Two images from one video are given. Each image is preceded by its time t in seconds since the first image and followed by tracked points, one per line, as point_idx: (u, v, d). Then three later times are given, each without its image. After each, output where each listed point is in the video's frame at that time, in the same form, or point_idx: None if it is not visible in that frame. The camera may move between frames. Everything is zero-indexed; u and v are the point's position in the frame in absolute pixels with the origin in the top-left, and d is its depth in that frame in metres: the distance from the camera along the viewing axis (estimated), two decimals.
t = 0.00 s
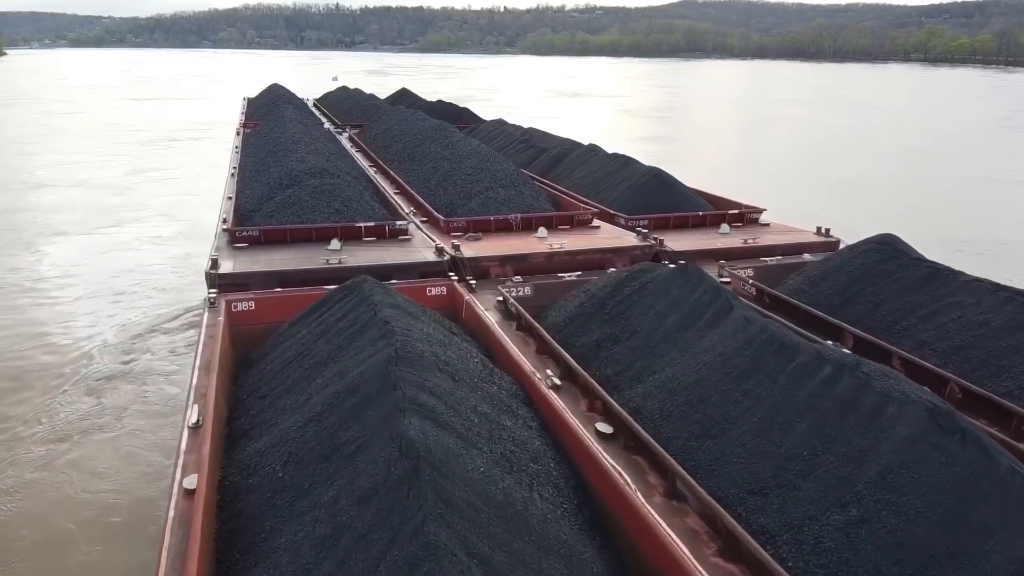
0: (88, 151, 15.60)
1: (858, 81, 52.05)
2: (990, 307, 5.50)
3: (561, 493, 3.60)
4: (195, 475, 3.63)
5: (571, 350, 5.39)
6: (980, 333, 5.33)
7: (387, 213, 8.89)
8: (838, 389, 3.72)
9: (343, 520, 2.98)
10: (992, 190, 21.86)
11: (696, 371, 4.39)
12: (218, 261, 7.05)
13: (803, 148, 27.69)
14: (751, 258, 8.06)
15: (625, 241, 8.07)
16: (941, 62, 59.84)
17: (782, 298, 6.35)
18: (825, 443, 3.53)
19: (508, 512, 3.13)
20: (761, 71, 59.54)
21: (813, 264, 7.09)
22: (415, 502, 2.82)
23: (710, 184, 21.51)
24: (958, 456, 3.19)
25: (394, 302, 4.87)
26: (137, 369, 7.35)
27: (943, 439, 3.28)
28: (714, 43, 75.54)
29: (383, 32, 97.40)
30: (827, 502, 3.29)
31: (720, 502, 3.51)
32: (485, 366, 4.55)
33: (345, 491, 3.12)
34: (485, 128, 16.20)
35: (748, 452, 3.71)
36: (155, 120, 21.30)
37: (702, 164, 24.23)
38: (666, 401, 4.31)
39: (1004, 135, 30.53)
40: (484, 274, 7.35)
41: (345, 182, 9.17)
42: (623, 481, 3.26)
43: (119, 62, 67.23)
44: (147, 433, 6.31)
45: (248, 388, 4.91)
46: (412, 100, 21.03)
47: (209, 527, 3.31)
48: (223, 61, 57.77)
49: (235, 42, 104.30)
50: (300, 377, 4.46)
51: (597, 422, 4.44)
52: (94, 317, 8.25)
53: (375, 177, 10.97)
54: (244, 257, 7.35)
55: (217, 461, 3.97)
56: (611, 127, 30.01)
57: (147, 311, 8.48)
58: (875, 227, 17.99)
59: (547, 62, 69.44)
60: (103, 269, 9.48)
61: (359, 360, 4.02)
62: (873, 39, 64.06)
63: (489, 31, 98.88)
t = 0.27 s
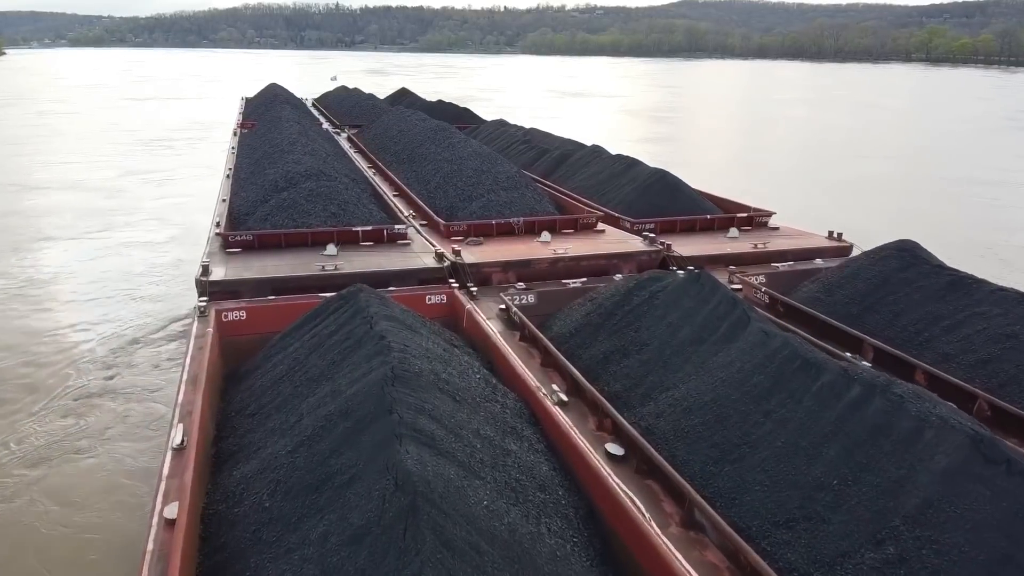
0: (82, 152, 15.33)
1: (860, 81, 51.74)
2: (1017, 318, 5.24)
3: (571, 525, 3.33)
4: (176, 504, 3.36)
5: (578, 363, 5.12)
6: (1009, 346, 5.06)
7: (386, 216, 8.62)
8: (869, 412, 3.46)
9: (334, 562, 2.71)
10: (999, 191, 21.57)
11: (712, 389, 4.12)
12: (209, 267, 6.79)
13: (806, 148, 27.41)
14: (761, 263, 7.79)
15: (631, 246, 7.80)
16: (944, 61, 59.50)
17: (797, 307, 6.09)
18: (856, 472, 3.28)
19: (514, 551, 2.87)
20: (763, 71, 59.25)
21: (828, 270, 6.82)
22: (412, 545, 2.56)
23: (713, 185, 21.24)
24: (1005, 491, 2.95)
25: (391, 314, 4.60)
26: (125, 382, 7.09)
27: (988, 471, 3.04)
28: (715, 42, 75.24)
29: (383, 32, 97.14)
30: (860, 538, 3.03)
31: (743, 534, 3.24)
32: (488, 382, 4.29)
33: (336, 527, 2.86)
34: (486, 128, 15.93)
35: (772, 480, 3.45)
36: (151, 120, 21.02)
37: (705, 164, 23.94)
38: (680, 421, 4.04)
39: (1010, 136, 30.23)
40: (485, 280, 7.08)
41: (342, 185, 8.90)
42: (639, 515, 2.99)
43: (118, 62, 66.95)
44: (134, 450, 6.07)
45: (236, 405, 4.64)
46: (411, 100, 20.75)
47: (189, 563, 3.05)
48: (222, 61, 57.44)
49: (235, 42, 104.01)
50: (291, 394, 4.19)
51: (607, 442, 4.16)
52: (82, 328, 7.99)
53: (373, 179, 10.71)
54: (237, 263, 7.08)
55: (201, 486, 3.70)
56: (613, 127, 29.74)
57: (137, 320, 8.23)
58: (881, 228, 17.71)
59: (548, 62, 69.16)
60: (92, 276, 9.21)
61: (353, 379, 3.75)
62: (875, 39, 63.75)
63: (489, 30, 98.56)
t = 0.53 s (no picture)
0: (75, 153, 15.04)
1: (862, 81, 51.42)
2: None
3: (582, 562, 3.07)
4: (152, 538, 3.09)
5: (585, 378, 4.85)
6: None
7: (383, 220, 8.35)
8: (904, 439, 3.24)
9: None
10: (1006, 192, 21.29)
11: (730, 409, 3.85)
12: (200, 274, 6.53)
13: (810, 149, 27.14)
14: (773, 269, 7.52)
15: (638, 251, 7.53)
16: (946, 61, 59.17)
17: (814, 317, 5.83)
18: (893, 506, 3.05)
19: None
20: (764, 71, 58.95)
21: (843, 277, 6.56)
22: None
23: (716, 186, 20.97)
24: None
25: (387, 327, 4.33)
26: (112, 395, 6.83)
27: None
28: (716, 42, 74.90)
29: (383, 32, 96.82)
30: None
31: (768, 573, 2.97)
32: (491, 401, 4.02)
33: (325, 571, 2.60)
34: (487, 128, 15.65)
35: (799, 512, 3.19)
36: (146, 120, 20.73)
37: (708, 165, 23.66)
38: (697, 444, 3.78)
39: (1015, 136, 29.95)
40: (487, 287, 6.81)
41: (339, 187, 8.63)
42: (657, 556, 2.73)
43: (117, 62, 66.63)
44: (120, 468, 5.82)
45: (224, 424, 4.37)
46: (410, 100, 20.47)
47: None
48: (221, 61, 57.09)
49: (235, 41, 103.66)
50: (281, 414, 3.92)
51: (618, 466, 3.89)
52: (69, 338, 7.73)
53: (371, 181, 10.44)
54: (229, 269, 6.81)
55: (182, 516, 3.43)
56: (614, 128, 29.45)
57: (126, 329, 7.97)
58: (887, 229, 17.43)
59: (548, 62, 68.87)
60: (80, 283, 8.94)
61: (345, 400, 3.48)
62: (876, 39, 63.45)
63: (489, 30, 98.25)
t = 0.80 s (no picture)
0: (67, 154, 14.75)
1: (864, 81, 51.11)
2: None
3: None
4: None
5: (593, 394, 4.59)
6: None
7: (381, 224, 8.09)
8: (946, 471, 2.98)
9: None
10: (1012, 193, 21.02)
11: (751, 433, 3.60)
12: (189, 281, 6.27)
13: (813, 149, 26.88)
14: (785, 275, 7.26)
15: (645, 256, 7.26)
16: (948, 62, 58.86)
17: (831, 327, 5.56)
18: (936, 546, 2.79)
19: None
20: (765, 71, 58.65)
21: (860, 285, 6.29)
22: None
23: (718, 187, 20.71)
24: None
25: (383, 342, 4.06)
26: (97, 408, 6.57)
27: None
28: (716, 41, 74.56)
29: (383, 32, 96.60)
30: None
31: None
32: (494, 423, 3.75)
33: None
34: (488, 129, 15.38)
35: (830, 550, 2.93)
36: (141, 121, 20.44)
37: (710, 166, 23.37)
38: (716, 470, 3.52)
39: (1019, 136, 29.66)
40: (488, 295, 6.54)
41: (335, 190, 8.36)
42: None
43: (115, 63, 66.28)
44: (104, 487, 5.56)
45: (210, 445, 4.10)
46: (410, 101, 20.18)
47: None
48: (221, 62, 56.73)
49: (234, 41, 103.31)
50: (269, 437, 3.65)
51: (630, 493, 3.63)
52: (54, 348, 7.46)
53: (369, 182, 10.18)
54: (220, 276, 6.55)
55: (160, 550, 3.16)
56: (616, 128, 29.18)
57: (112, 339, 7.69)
58: (893, 230, 17.15)
59: (549, 62, 68.56)
60: (68, 291, 8.67)
61: (337, 426, 3.21)
62: (878, 39, 63.13)
63: (489, 30, 97.88)
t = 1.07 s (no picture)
0: (59, 155, 14.47)
1: (866, 81, 50.83)
2: None
3: None
4: None
5: (602, 412, 4.31)
6: None
7: (379, 228, 7.81)
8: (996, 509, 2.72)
9: None
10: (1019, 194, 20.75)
11: (777, 460, 3.33)
12: (177, 289, 6.00)
13: (816, 150, 26.61)
14: (798, 283, 6.98)
15: (653, 262, 6.99)
16: (949, 62, 58.59)
17: (851, 338, 5.31)
18: None
19: None
20: (766, 71, 58.35)
21: (880, 293, 6.02)
22: None
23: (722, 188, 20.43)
24: None
25: (378, 359, 3.78)
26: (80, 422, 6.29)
27: None
28: (717, 41, 74.29)
29: (382, 32, 96.23)
30: None
31: None
32: (498, 449, 3.47)
33: None
34: (488, 129, 15.11)
35: None
36: (136, 121, 20.14)
37: (713, 167, 23.08)
38: (739, 501, 3.26)
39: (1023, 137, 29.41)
40: (490, 303, 6.27)
41: (331, 192, 8.09)
42: None
43: (114, 63, 65.98)
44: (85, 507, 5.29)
45: (193, 470, 3.83)
46: (409, 101, 19.90)
47: None
48: (220, 62, 56.41)
49: (233, 41, 102.98)
50: (255, 464, 3.37)
51: (645, 524, 3.36)
52: (37, 360, 7.18)
53: (367, 185, 9.90)
54: (210, 283, 6.28)
55: None
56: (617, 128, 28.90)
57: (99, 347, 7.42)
58: (900, 232, 16.88)
59: (549, 62, 68.26)
60: (53, 300, 8.40)
61: (327, 456, 2.93)
62: (879, 39, 62.86)
63: (489, 29, 97.57)
